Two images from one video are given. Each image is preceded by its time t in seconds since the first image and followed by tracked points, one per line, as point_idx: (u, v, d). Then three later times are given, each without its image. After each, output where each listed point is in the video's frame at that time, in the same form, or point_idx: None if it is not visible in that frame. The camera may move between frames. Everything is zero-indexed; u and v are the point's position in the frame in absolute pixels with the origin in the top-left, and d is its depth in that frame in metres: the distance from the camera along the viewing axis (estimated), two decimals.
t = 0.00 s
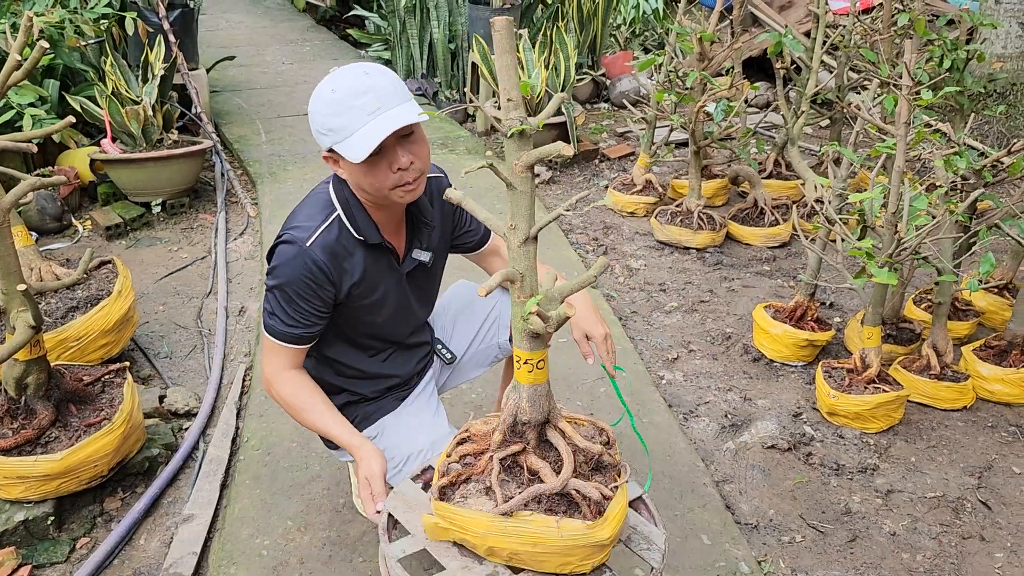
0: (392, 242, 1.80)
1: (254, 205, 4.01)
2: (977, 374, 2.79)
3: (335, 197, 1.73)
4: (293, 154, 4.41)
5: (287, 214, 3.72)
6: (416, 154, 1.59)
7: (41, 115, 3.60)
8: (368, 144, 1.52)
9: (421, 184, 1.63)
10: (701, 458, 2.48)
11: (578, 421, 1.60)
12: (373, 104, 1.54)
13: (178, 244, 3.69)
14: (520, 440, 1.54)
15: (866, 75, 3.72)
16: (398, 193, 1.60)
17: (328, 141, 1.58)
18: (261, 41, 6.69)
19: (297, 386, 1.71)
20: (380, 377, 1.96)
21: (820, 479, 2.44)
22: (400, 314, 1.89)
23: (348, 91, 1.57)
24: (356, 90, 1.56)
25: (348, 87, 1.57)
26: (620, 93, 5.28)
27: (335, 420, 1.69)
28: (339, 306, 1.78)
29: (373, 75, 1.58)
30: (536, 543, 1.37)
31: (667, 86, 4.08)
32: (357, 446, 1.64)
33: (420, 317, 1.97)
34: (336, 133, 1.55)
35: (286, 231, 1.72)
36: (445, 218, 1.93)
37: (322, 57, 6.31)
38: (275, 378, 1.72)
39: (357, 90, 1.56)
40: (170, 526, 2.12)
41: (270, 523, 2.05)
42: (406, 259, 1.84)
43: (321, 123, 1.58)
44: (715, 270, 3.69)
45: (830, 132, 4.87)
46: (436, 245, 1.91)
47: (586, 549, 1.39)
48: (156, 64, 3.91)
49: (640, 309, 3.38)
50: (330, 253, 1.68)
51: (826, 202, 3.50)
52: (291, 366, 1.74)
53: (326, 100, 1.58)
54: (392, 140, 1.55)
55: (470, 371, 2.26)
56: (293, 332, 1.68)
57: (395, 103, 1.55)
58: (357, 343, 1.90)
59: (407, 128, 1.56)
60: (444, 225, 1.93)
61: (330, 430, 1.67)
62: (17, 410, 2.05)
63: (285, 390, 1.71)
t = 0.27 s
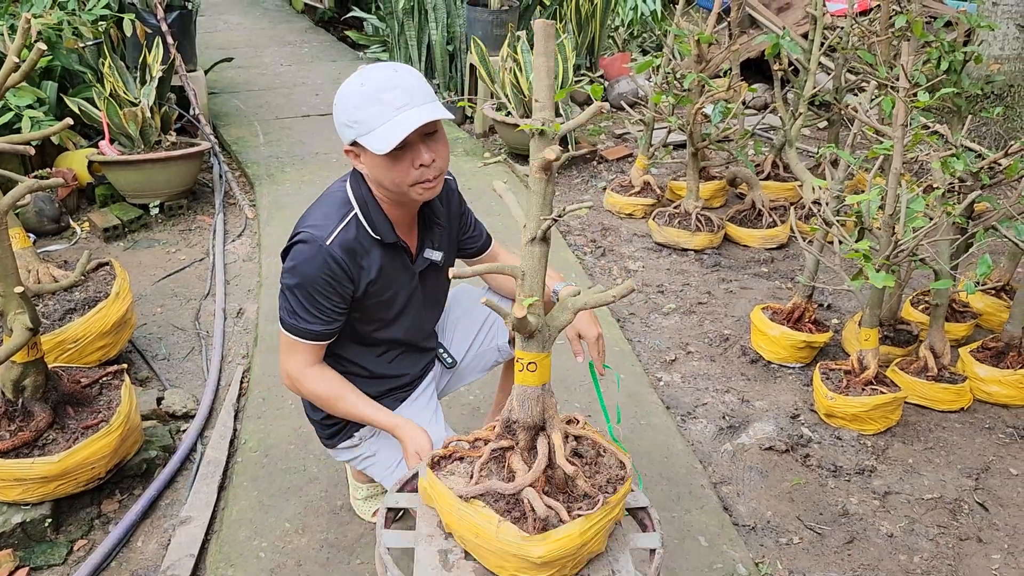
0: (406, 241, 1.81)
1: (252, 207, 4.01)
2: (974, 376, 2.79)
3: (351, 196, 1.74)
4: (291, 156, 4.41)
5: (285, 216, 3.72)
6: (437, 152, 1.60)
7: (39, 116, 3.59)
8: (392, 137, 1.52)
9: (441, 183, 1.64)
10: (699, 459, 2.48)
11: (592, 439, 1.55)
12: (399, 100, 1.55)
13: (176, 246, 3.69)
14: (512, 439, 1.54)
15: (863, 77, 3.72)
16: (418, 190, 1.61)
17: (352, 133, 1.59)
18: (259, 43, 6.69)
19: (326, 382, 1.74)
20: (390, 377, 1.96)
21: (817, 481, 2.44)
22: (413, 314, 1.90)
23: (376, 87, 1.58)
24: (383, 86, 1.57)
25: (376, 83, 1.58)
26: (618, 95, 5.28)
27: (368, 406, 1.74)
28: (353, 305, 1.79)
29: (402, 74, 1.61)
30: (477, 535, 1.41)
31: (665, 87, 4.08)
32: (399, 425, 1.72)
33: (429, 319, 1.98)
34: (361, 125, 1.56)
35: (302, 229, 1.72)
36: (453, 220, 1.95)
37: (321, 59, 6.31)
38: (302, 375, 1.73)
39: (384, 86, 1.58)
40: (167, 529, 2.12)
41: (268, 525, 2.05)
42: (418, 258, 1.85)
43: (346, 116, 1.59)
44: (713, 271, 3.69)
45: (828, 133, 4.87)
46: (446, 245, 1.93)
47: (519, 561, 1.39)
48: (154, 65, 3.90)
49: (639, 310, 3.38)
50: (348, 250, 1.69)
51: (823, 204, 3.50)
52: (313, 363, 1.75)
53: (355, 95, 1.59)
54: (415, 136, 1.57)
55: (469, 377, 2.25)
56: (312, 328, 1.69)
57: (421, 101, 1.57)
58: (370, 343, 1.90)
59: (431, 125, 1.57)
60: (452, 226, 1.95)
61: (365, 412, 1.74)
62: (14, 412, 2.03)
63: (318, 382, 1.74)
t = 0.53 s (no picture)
0: (410, 242, 1.81)
1: (251, 208, 4.01)
2: (972, 377, 2.80)
3: (358, 195, 1.74)
4: (290, 158, 4.41)
5: (284, 218, 3.72)
6: (446, 153, 1.62)
7: (38, 118, 3.59)
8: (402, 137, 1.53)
9: (448, 184, 1.65)
10: (697, 461, 2.48)
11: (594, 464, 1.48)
12: (411, 99, 1.56)
13: (175, 248, 3.69)
14: (509, 435, 1.55)
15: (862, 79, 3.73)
16: (426, 189, 1.62)
17: (363, 131, 1.59)
18: (259, 44, 6.70)
19: (321, 377, 1.74)
20: (390, 378, 1.96)
21: (815, 482, 2.44)
22: (415, 315, 1.90)
23: (389, 86, 1.59)
24: (396, 85, 1.58)
25: (389, 82, 1.59)
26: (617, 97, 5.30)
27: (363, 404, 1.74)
28: (355, 303, 1.79)
29: (415, 74, 1.61)
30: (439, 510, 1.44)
31: (664, 89, 4.09)
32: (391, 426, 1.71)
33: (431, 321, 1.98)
34: (372, 123, 1.57)
35: (306, 226, 1.73)
36: (458, 223, 1.96)
37: (320, 60, 6.31)
38: (297, 369, 1.74)
39: (397, 85, 1.59)
40: (166, 530, 2.11)
41: (266, 526, 2.05)
42: (421, 260, 1.85)
43: (357, 113, 1.60)
44: (712, 273, 3.69)
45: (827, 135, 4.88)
46: (450, 248, 1.93)
47: (459, 548, 1.40)
48: (153, 67, 3.91)
49: (637, 312, 3.38)
50: (351, 247, 1.70)
51: (822, 206, 3.51)
52: (308, 357, 1.75)
53: (369, 92, 1.60)
54: (426, 136, 1.58)
55: (471, 380, 2.25)
56: (310, 323, 1.69)
57: (433, 101, 1.58)
58: (370, 343, 1.90)
59: (441, 126, 1.58)
60: (457, 229, 1.96)
61: (358, 410, 1.73)
62: (13, 414, 2.03)
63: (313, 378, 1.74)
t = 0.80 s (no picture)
0: (413, 244, 1.81)
1: (251, 210, 4.02)
2: (972, 379, 2.80)
3: (363, 195, 1.75)
4: (290, 159, 4.41)
5: (283, 219, 3.72)
6: (453, 156, 1.62)
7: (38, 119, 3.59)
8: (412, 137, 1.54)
9: (455, 188, 1.65)
10: (697, 462, 2.48)
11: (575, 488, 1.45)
12: (422, 101, 1.57)
13: (175, 249, 3.69)
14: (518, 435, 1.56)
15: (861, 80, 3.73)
16: (431, 192, 1.62)
17: (371, 130, 1.60)
18: (259, 45, 6.70)
19: (306, 377, 1.72)
20: (390, 379, 1.96)
21: (815, 483, 2.44)
22: (415, 316, 1.90)
23: (400, 87, 1.60)
24: (407, 87, 1.59)
25: (401, 83, 1.60)
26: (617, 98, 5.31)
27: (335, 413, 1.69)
28: (354, 303, 1.80)
29: (427, 77, 1.62)
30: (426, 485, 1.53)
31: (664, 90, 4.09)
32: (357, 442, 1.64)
33: (431, 323, 1.97)
34: (381, 123, 1.57)
35: (308, 226, 1.74)
36: (462, 225, 1.96)
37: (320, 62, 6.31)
38: (284, 367, 1.72)
39: (408, 87, 1.60)
40: (165, 532, 2.11)
41: (266, 528, 2.05)
42: (424, 262, 1.85)
43: (366, 111, 1.60)
44: (712, 274, 3.69)
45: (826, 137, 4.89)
46: (453, 251, 1.93)
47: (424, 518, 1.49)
48: (153, 68, 3.91)
49: (637, 313, 3.38)
50: (351, 248, 1.70)
51: (821, 207, 3.51)
52: (301, 356, 1.74)
53: (380, 92, 1.61)
54: (435, 139, 1.58)
55: (471, 381, 2.24)
56: (305, 322, 1.69)
57: (444, 104, 1.59)
58: (369, 343, 1.91)
59: (450, 130, 1.59)
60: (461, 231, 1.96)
61: (330, 419, 1.68)
62: (12, 415, 2.02)
63: (294, 378, 1.72)
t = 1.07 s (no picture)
0: (417, 245, 1.81)
1: (252, 211, 4.01)
2: (975, 380, 2.79)
3: (366, 197, 1.74)
4: (291, 160, 4.40)
5: (285, 220, 3.72)
6: (463, 160, 1.61)
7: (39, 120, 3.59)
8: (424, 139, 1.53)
9: (462, 191, 1.64)
10: (700, 464, 2.47)
11: (544, 500, 1.45)
12: (437, 104, 1.58)
13: (176, 250, 3.69)
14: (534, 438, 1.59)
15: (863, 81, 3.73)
16: (440, 195, 1.61)
17: (381, 128, 1.59)
18: (260, 46, 6.70)
19: (319, 381, 1.72)
20: (393, 381, 1.95)
21: (818, 485, 2.43)
22: (419, 318, 1.90)
23: (414, 88, 1.60)
24: (421, 88, 1.59)
25: (415, 84, 1.60)
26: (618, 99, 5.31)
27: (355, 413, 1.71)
28: (360, 306, 1.79)
29: (441, 80, 1.63)
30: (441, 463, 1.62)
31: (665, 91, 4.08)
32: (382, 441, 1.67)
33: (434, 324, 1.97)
34: (393, 122, 1.57)
35: (313, 229, 1.73)
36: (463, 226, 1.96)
37: (321, 63, 6.31)
38: (299, 373, 1.73)
39: (422, 88, 1.60)
40: (166, 534, 2.10)
41: (267, 530, 2.04)
42: (428, 264, 1.85)
43: (378, 109, 1.60)
44: (713, 275, 3.69)
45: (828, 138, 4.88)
46: (455, 250, 1.93)
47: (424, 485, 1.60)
48: (153, 69, 3.90)
49: (639, 314, 3.37)
50: (358, 251, 1.69)
51: (823, 208, 3.50)
52: (312, 361, 1.74)
53: (393, 92, 1.61)
54: (446, 142, 1.57)
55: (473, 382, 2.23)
56: (316, 327, 1.69)
57: (457, 108, 1.60)
58: (373, 346, 1.90)
59: (461, 133, 1.59)
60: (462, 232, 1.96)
61: (351, 420, 1.70)
62: (13, 416, 2.02)
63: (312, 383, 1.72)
